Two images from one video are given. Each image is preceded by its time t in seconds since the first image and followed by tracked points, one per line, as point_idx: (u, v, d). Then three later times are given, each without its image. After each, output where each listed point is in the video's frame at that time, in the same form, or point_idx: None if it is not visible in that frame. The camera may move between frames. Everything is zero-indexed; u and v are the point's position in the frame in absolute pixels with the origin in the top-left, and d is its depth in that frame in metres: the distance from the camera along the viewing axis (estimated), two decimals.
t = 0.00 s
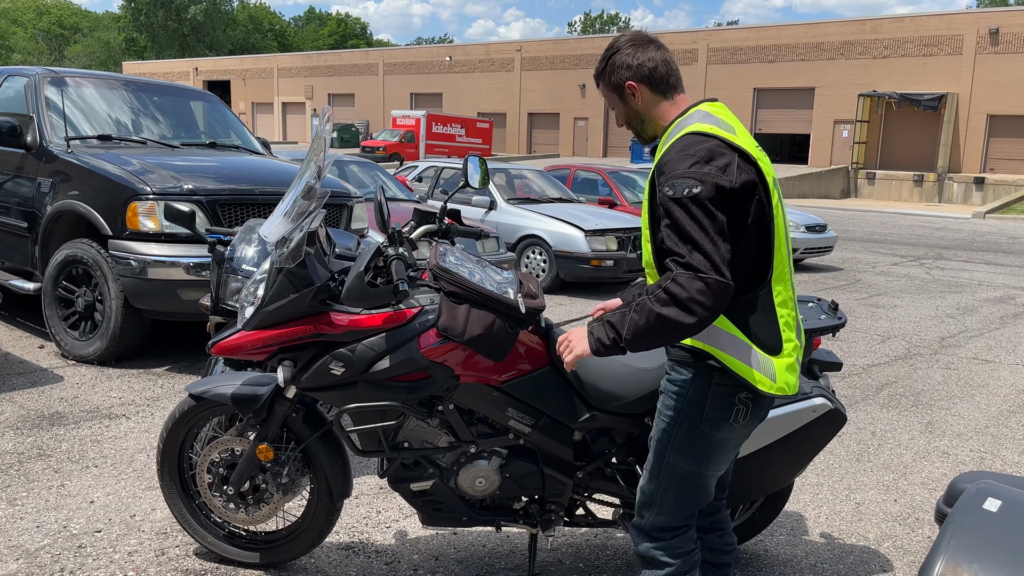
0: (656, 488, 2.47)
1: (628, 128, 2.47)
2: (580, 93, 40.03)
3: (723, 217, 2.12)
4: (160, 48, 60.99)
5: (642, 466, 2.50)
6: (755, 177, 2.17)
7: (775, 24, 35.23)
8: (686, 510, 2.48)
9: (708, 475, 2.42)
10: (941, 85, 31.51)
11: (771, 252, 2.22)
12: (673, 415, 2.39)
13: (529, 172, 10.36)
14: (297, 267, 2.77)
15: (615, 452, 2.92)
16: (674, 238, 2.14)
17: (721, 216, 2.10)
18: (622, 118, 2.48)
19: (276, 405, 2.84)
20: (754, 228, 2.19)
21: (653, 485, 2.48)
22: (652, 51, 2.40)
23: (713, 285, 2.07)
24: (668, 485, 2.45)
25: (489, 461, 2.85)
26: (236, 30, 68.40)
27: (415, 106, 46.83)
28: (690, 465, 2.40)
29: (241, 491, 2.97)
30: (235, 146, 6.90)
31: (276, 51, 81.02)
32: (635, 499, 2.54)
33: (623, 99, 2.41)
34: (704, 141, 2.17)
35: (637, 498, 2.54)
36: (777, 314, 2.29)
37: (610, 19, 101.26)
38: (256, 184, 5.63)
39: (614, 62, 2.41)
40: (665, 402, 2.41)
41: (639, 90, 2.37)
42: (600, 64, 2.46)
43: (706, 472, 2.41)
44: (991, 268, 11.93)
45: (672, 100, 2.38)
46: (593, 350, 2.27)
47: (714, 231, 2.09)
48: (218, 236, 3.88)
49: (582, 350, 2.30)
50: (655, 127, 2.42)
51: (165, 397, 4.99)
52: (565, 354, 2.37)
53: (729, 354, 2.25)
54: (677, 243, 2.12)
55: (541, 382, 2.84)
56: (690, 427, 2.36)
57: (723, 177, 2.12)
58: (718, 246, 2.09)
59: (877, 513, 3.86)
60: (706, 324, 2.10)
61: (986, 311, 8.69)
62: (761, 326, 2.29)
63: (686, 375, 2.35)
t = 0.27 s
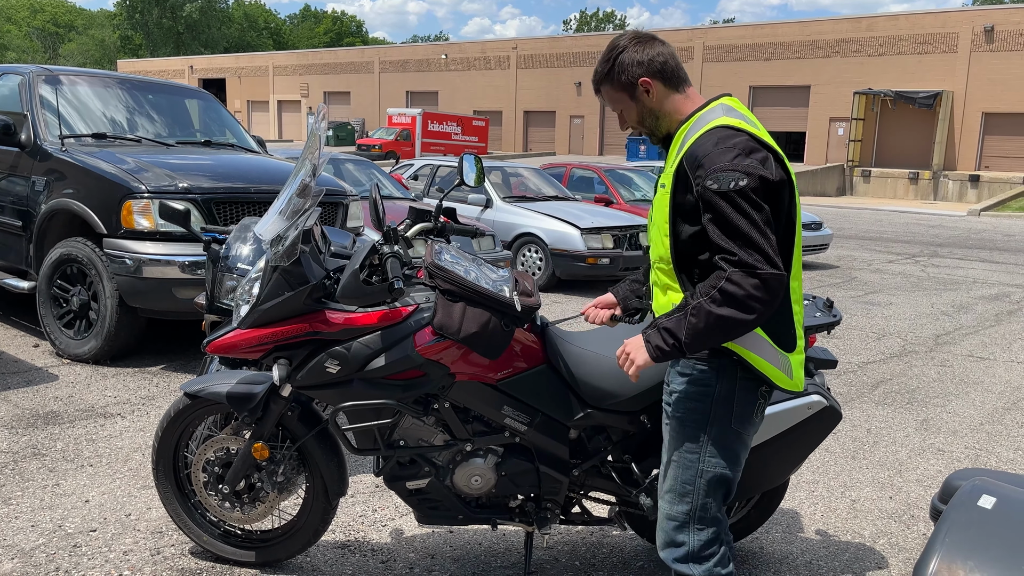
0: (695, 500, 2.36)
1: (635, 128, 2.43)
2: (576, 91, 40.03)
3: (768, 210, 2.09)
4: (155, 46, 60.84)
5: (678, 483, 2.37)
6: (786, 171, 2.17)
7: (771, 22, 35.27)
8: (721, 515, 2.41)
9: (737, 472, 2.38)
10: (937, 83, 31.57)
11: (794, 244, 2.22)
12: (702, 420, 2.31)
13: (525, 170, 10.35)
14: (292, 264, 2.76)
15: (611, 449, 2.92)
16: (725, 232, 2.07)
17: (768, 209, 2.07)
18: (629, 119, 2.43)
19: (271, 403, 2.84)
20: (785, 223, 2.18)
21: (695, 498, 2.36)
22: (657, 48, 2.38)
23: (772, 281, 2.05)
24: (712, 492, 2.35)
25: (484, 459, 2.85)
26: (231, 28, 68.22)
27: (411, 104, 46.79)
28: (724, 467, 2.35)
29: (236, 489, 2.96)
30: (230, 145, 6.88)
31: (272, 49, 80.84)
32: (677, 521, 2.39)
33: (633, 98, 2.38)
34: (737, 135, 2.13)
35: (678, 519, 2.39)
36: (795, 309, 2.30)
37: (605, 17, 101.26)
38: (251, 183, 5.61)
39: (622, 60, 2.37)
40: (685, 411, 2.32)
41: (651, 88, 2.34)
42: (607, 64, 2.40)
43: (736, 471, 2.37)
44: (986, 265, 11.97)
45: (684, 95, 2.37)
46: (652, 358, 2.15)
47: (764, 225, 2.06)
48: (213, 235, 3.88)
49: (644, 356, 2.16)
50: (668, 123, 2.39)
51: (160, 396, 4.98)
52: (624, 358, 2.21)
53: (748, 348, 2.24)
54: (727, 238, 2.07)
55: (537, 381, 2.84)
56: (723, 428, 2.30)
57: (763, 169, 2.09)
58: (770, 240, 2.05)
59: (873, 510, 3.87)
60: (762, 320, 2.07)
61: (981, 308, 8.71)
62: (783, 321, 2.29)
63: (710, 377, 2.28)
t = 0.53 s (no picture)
0: (746, 516, 2.28)
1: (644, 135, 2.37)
2: (571, 89, 40.02)
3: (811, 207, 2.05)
4: (149, 44, 60.67)
5: (724, 502, 2.28)
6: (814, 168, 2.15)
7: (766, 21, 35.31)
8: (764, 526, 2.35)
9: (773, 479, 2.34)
10: (931, 82, 31.64)
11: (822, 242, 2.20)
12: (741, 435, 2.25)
13: (520, 169, 10.35)
14: (287, 263, 2.75)
15: (606, 448, 2.93)
16: (775, 234, 2.02)
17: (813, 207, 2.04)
18: (634, 127, 2.35)
19: (266, 402, 2.84)
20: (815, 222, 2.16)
21: (744, 512, 2.29)
22: (659, 50, 2.33)
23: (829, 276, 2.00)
24: (758, 503, 2.29)
25: (479, 458, 2.85)
26: (226, 26, 68.04)
27: (406, 103, 46.74)
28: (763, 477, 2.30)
29: (231, 489, 2.96)
30: (224, 144, 6.87)
31: (267, 48, 80.62)
32: (729, 540, 2.29)
33: (643, 103, 2.31)
34: (765, 136, 2.10)
35: (728, 538, 2.29)
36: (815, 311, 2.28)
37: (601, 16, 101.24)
38: (246, 181, 5.60)
39: (629, 63, 2.29)
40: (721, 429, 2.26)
41: (661, 92, 2.29)
42: (611, 71, 2.31)
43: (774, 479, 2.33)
44: (980, 263, 12.00)
45: (692, 98, 2.33)
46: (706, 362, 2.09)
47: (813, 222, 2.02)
48: (208, 234, 3.87)
49: (696, 362, 2.09)
50: (679, 127, 2.34)
51: (154, 395, 4.96)
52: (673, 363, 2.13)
53: (776, 355, 2.20)
54: (776, 239, 2.02)
55: (533, 380, 2.84)
56: (760, 436, 2.26)
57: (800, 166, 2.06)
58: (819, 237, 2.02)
59: (868, 507, 3.88)
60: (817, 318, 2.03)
61: (975, 307, 8.73)
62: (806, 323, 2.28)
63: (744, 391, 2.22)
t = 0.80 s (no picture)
0: (757, 525, 2.23)
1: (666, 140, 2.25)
2: (565, 88, 40.03)
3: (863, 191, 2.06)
4: (143, 43, 60.46)
5: (735, 511, 2.22)
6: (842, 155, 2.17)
7: (760, 20, 35.37)
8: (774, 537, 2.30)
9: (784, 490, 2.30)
10: (924, 81, 31.75)
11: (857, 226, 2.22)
12: (759, 444, 2.20)
13: (515, 168, 10.35)
14: (281, 263, 2.74)
15: (601, 447, 2.93)
16: (838, 224, 2.01)
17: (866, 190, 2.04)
18: (656, 129, 2.23)
19: (261, 402, 2.83)
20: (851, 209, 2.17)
21: (754, 523, 2.23)
22: (680, 47, 2.21)
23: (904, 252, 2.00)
24: (769, 515, 2.24)
25: (474, 457, 2.85)
26: (220, 24, 67.83)
27: (400, 102, 46.68)
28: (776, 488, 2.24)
29: (225, 489, 2.95)
30: (218, 143, 6.85)
31: (261, 47, 80.41)
32: (737, 549, 2.24)
33: (670, 104, 2.19)
34: (795, 134, 2.10)
35: (736, 547, 2.24)
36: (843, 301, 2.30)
37: (595, 15, 101.23)
38: (240, 180, 5.59)
39: (657, 61, 2.16)
40: (738, 438, 2.21)
41: (688, 92, 2.19)
42: (638, 69, 2.16)
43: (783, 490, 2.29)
44: (973, 262, 12.05)
45: (711, 96, 2.25)
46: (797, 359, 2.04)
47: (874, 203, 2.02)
48: (201, 233, 3.86)
49: (796, 369, 2.05)
50: (699, 128, 2.24)
51: (148, 395, 4.95)
52: (772, 381, 2.07)
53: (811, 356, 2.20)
54: (845, 227, 2.01)
55: (528, 380, 2.84)
56: (778, 448, 2.21)
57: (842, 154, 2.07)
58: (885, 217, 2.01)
59: (862, 506, 3.89)
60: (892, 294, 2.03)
61: (968, 305, 8.77)
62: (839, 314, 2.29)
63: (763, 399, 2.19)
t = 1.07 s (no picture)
0: (753, 511, 2.25)
1: (665, 142, 2.24)
2: (559, 88, 40.06)
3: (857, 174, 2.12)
4: (135, 41, 60.24)
5: (732, 497, 2.24)
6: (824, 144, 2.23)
7: (754, 20, 35.46)
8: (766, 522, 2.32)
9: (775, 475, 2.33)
10: (916, 81, 31.88)
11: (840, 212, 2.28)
12: (753, 430, 2.22)
13: (509, 168, 10.35)
14: (275, 263, 2.74)
15: (595, 446, 2.93)
16: (843, 209, 2.05)
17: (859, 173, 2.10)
18: (656, 131, 2.20)
19: (254, 401, 2.83)
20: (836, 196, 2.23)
21: (750, 509, 2.25)
22: (673, 48, 2.21)
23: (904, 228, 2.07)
24: (764, 500, 2.26)
25: (468, 456, 2.86)
26: (213, 23, 67.64)
27: (394, 101, 46.63)
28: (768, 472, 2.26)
29: (219, 488, 2.95)
30: (212, 142, 6.83)
31: (255, 45, 80.21)
32: (735, 535, 2.25)
33: (671, 105, 2.18)
34: (787, 127, 2.13)
35: (734, 533, 2.25)
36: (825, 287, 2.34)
37: (589, 14, 101.25)
38: (233, 179, 5.58)
39: (661, 61, 2.15)
40: (732, 426, 2.24)
41: (687, 92, 2.19)
42: (639, 70, 2.13)
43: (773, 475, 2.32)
44: (965, 261, 12.10)
45: (702, 96, 2.26)
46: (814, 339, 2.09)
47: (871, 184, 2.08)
48: (196, 232, 3.86)
49: (808, 347, 2.10)
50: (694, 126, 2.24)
51: (141, 395, 4.94)
52: (784, 357, 2.12)
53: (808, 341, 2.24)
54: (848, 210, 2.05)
55: (521, 378, 2.85)
56: (771, 434, 2.24)
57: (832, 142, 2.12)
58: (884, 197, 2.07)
59: (854, 504, 3.91)
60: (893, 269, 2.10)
61: (960, 304, 8.81)
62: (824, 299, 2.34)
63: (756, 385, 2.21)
